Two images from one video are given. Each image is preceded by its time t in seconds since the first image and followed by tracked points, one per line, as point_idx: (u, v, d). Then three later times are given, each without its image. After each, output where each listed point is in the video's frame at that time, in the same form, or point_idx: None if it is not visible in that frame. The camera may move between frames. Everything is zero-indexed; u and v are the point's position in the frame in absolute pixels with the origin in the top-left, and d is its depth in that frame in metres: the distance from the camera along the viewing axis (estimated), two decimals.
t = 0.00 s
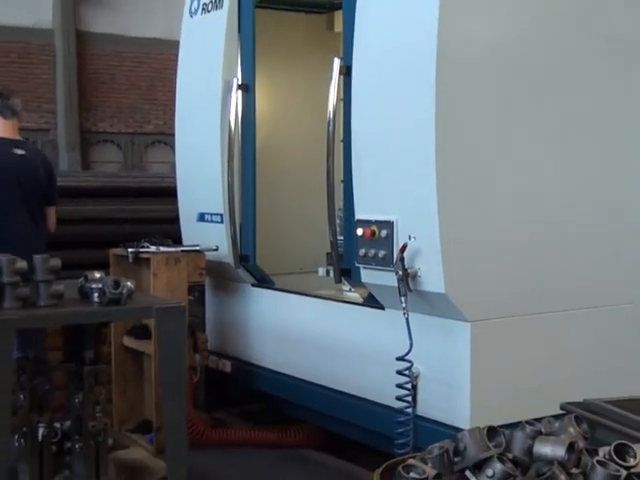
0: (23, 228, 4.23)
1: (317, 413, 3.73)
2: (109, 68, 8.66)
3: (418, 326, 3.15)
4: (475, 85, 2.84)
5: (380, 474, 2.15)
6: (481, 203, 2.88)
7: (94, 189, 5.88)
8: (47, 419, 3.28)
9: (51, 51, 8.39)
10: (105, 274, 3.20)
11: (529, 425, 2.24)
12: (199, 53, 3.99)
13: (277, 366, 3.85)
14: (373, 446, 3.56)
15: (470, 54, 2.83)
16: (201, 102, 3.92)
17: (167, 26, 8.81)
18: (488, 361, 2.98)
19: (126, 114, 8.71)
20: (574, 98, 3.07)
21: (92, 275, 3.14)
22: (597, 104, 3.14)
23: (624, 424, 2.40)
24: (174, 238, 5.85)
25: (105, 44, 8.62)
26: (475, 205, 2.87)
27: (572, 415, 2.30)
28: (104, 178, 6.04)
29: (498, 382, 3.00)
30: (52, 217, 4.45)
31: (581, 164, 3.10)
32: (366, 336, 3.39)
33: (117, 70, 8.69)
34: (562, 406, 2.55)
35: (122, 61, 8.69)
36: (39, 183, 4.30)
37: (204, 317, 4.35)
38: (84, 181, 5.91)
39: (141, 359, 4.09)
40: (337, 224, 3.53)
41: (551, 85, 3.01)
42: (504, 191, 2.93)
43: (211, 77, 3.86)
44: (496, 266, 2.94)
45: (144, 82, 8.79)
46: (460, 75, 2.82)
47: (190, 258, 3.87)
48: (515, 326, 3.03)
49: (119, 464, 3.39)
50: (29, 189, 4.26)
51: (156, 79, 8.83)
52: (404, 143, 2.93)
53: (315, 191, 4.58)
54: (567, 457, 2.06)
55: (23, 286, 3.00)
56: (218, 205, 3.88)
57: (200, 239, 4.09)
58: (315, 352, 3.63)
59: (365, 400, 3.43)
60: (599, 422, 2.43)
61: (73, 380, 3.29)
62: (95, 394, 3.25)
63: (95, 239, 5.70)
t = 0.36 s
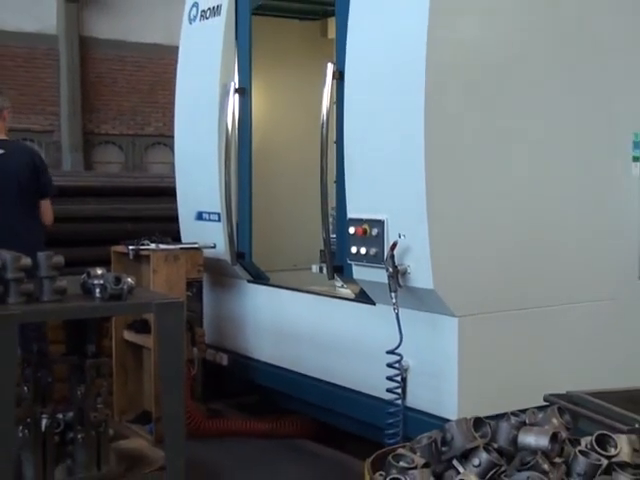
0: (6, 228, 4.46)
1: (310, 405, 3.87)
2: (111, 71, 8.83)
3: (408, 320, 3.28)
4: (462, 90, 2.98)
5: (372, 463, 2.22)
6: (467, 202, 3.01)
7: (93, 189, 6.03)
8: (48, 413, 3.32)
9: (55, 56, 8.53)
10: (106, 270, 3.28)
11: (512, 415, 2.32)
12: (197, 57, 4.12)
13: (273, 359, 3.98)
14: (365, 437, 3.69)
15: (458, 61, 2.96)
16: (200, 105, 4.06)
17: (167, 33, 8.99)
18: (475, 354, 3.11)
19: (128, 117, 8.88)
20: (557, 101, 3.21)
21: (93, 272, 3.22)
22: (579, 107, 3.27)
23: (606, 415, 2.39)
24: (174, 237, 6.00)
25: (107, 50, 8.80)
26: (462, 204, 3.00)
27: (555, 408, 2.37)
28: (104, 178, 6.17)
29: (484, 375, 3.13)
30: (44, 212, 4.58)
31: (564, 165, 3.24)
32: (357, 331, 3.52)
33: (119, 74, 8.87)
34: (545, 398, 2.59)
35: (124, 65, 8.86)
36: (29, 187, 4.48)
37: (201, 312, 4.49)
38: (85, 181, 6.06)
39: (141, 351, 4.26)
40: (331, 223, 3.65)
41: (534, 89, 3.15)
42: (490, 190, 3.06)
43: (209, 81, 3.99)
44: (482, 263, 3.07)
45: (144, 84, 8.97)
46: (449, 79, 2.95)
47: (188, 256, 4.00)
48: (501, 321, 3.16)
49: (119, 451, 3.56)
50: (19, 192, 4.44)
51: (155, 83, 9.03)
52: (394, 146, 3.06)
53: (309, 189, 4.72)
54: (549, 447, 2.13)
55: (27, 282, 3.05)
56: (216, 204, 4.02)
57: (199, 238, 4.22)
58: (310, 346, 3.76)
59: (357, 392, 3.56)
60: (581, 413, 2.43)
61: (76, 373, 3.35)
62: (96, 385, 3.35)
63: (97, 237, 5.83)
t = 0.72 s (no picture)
0: None
1: (302, 403, 3.87)
2: (104, 69, 9.39)
3: (401, 319, 3.28)
4: (456, 89, 2.98)
5: (364, 461, 2.21)
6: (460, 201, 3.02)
7: (83, 186, 6.04)
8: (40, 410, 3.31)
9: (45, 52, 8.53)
10: (99, 268, 3.27)
11: (503, 413, 2.32)
12: (190, 54, 4.11)
13: (265, 358, 3.98)
14: (357, 435, 3.70)
15: (452, 60, 2.97)
16: (193, 102, 4.06)
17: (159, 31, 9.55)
18: (467, 353, 3.11)
19: (118, 114, 9.49)
20: (550, 101, 3.22)
21: (86, 270, 3.21)
22: (570, 106, 3.28)
23: (597, 413, 2.40)
24: (165, 234, 6.02)
25: (100, 48, 9.32)
26: (455, 203, 3.01)
27: (547, 406, 2.36)
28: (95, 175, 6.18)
29: (476, 373, 3.13)
30: (35, 210, 4.43)
31: (556, 163, 3.25)
32: (349, 329, 3.53)
33: (111, 72, 9.44)
34: (537, 397, 2.58)
35: (118, 63, 9.44)
36: (12, 184, 4.43)
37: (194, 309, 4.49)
38: (75, 179, 6.06)
39: (133, 350, 4.29)
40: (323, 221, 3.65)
41: (527, 89, 3.16)
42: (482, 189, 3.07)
43: (202, 79, 3.99)
44: (474, 261, 3.08)
45: (137, 82, 9.60)
46: (442, 78, 2.95)
47: (182, 254, 4.01)
48: (494, 320, 3.16)
49: (114, 452, 3.47)
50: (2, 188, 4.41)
51: (148, 80, 9.65)
52: (386, 145, 3.07)
53: (302, 186, 4.73)
54: (541, 445, 2.11)
55: (19, 280, 3.04)
56: (208, 202, 4.02)
57: (192, 236, 4.22)
58: (302, 344, 3.77)
59: (349, 391, 3.56)
60: (572, 411, 2.43)
61: (67, 370, 3.30)
62: (88, 384, 3.31)
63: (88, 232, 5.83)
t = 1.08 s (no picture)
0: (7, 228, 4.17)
1: (294, 402, 3.88)
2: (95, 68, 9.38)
3: (393, 318, 3.28)
4: (448, 89, 2.99)
5: (356, 460, 2.21)
6: (452, 200, 3.02)
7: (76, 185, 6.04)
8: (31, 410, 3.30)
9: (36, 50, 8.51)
10: (90, 267, 3.26)
11: (495, 411, 2.32)
12: (182, 53, 4.11)
13: (257, 357, 3.98)
14: (348, 433, 3.70)
15: (444, 59, 2.97)
16: (185, 101, 4.05)
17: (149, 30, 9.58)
18: (459, 351, 3.12)
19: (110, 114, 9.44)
20: (541, 100, 3.23)
21: (77, 270, 3.20)
22: (561, 105, 3.28)
23: (588, 411, 2.40)
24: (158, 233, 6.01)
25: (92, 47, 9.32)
26: (447, 202, 3.01)
27: (539, 404, 2.36)
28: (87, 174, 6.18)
29: (467, 372, 3.14)
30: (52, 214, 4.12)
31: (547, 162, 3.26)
32: (341, 327, 3.53)
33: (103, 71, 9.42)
34: (529, 395, 2.58)
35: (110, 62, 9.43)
36: (29, 187, 4.12)
37: (186, 309, 4.49)
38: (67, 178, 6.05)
39: (125, 349, 4.29)
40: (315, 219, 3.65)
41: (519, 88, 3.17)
42: (475, 188, 3.08)
43: (194, 78, 3.99)
44: (466, 261, 3.08)
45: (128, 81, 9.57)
46: (434, 77, 2.95)
47: (173, 253, 4.01)
48: (486, 319, 3.17)
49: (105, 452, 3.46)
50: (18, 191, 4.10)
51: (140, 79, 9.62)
52: (377, 144, 3.07)
53: (294, 185, 4.73)
54: (533, 443, 2.11)
55: (10, 279, 3.03)
56: (200, 201, 4.02)
57: (184, 236, 4.22)
58: (294, 343, 3.77)
59: (341, 389, 3.56)
60: (564, 409, 2.43)
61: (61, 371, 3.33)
62: (80, 384, 3.26)
63: (81, 231, 5.82)
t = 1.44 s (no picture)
0: (12, 229, 4.09)
1: (285, 401, 3.88)
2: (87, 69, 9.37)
3: (385, 317, 3.29)
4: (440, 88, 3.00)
5: (348, 458, 2.21)
6: (445, 199, 3.03)
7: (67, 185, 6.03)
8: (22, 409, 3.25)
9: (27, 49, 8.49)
10: (82, 267, 3.25)
11: (486, 409, 2.32)
12: (174, 53, 4.11)
13: (249, 356, 3.99)
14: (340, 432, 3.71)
15: (436, 58, 2.98)
16: (177, 101, 4.05)
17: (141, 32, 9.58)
18: (451, 350, 3.12)
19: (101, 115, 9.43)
20: (533, 99, 3.24)
21: (69, 269, 3.19)
22: (553, 105, 3.30)
23: (579, 409, 2.41)
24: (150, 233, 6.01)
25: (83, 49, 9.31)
26: (439, 201, 3.02)
27: (530, 402, 2.37)
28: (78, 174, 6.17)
29: (459, 371, 3.15)
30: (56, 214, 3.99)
31: (538, 162, 3.27)
32: (333, 327, 3.54)
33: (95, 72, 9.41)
34: (521, 393, 2.59)
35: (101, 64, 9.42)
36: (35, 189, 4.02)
37: (178, 309, 4.49)
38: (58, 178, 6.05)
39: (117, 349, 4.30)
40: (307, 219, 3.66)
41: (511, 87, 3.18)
42: (467, 187, 3.09)
43: (186, 77, 3.99)
44: (458, 260, 3.09)
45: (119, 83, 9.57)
46: (426, 76, 2.96)
47: (165, 253, 4.02)
48: (478, 318, 3.18)
49: (98, 452, 3.45)
50: (22, 191, 4.02)
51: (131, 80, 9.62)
52: (370, 143, 3.07)
53: (285, 184, 4.74)
54: (524, 441, 2.12)
55: (2, 279, 3.02)
56: (192, 201, 4.02)
57: (176, 235, 4.21)
58: (286, 342, 3.77)
59: (333, 388, 3.57)
60: (555, 408, 2.44)
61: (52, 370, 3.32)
62: (72, 384, 3.27)
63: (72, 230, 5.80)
